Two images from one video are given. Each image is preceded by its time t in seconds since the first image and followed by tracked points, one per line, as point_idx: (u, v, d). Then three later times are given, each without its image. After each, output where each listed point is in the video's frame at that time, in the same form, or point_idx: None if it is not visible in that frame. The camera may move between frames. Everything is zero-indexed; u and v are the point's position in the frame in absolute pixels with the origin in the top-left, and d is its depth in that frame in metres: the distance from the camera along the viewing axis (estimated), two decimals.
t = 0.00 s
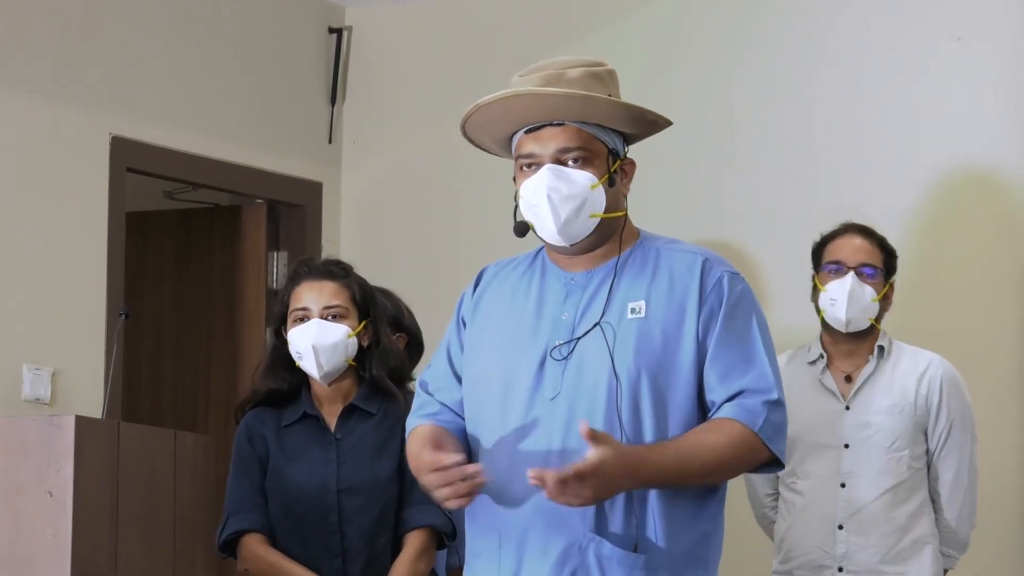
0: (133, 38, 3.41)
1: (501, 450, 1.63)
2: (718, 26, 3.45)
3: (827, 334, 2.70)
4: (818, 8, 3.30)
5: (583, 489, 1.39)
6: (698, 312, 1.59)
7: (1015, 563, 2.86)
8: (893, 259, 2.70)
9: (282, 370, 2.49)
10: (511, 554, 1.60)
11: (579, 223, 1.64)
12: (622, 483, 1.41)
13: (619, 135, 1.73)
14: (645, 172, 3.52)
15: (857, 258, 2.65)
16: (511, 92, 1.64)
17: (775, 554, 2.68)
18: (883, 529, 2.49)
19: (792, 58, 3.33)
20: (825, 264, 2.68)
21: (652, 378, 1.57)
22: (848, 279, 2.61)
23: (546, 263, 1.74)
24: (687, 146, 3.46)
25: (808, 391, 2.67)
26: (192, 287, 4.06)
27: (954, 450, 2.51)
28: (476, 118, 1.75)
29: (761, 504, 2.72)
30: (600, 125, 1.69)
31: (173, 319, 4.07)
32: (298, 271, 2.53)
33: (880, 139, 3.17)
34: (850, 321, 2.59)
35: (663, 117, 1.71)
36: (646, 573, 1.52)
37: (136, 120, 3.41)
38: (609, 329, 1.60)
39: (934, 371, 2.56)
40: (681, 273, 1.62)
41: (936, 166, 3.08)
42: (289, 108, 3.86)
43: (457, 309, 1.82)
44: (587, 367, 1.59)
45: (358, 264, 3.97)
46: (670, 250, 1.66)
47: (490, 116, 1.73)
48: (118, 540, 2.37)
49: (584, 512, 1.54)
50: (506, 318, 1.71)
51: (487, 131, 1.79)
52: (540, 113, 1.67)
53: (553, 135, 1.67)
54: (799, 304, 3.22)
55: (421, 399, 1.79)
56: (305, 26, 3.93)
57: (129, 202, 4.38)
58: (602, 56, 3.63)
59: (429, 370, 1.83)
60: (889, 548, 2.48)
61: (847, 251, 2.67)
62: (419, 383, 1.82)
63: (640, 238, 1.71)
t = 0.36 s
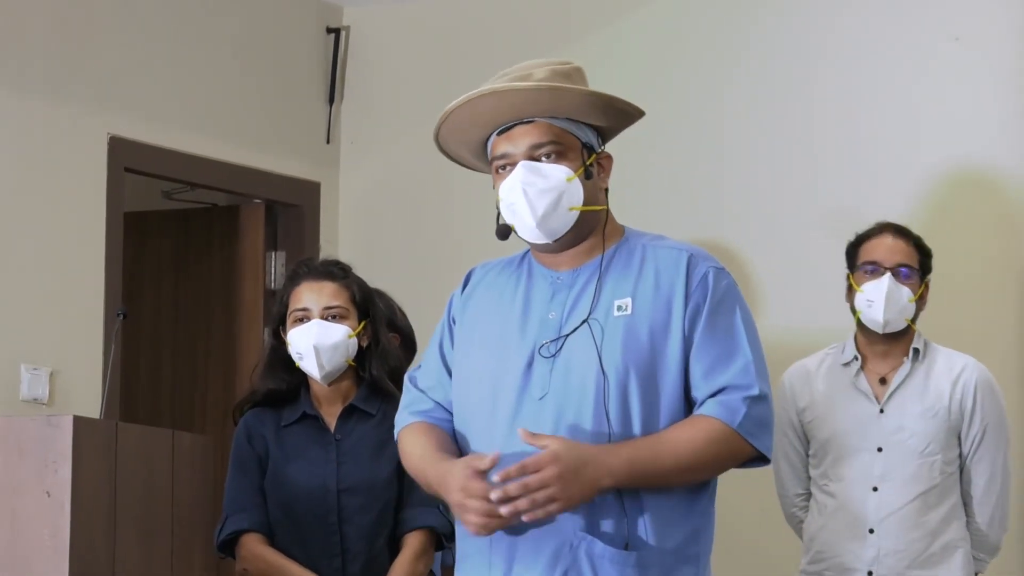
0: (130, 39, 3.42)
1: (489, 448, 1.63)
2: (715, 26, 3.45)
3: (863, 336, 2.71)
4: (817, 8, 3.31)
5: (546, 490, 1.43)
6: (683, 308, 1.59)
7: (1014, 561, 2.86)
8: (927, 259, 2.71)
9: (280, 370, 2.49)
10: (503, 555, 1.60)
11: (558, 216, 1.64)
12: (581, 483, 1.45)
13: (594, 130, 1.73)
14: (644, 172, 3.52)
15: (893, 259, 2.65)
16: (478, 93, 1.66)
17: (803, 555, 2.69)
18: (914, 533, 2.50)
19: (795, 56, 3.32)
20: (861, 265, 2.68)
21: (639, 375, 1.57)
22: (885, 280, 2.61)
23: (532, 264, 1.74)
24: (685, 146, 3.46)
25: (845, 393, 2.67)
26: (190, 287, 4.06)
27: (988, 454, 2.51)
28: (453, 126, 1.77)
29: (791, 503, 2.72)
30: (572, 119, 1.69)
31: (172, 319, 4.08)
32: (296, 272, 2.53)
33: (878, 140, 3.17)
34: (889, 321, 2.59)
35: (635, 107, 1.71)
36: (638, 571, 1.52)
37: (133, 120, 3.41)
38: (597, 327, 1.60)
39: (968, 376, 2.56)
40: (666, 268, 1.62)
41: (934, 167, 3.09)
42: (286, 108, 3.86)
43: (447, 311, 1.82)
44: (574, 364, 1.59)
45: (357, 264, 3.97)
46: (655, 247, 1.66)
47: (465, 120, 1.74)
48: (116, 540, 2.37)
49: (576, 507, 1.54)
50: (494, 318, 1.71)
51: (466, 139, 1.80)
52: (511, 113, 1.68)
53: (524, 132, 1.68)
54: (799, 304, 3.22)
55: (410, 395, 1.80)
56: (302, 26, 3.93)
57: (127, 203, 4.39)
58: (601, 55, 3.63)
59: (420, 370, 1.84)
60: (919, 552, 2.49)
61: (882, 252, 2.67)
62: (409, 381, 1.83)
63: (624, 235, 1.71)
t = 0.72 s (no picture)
0: (130, 40, 3.42)
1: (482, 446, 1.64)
2: (714, 26, 3.45)
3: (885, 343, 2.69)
4: (816, 9, 3.30)
5: (525, 490, 1.48)
6: (675, 305, 1.59)
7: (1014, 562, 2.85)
8: (953, 266, 2.67)
9: (280, 370, 2.48)
10: (498, 554, 1.60)
11: (548, 215, 1.64)
12: (559, 478, 1.48)
13: (588, 130, 1.72)
14: (644, 172, 3.51)
15: (920, 271, 2.62)
16: (468, 91, 1.67)
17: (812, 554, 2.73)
18: (914, 547, 2.52)
19: (795, 56, 3.32)
20: (886, 274, 2.65)
21: (631, 373, 1.57)
22: (910, 293, 2.58)
23: (525, 264, 1.74)
24: (685, 146, 3.45)
25: (858, 398, 2.68)
26: (190, 287, 4.07)
27: (997, 468, 2.49)
28: (445, 126, 1.79)
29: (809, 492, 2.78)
30: (564, 118, 1.68)
31: (172, 319, 4.08)
32: (296, 273, 2.53)
33: (877, 141, 3.17)
34: (911, 335, 2.58)
35: (630, 106, 1.70)
36: (631, 570, 1.51)
37: (132, 120, 3.41)
38: (588, 326, 1.60)
39: (980, 391, 2.54)
40: (659, 267, 1.62)
41: (933, 168, 3.09)
42: (285, 108, 3.86)
43: (442, 309, 1.82)
44: (566, 364, 1.59)
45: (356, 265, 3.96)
46: (648, 245, 1.65)
47: (457, 118, 1.74)
48: (115, 540, 2.36)
49: (569, 507, 1.54)
50: (487, 317, 1.71)
51: (461, 139, 1.81)
52: (501, 111, 1.68)
53: (514, 131, 1.68)
54: (799, 305, 3.22)
55: (407, 392, 1.79)
56: (301, 26, 3.93)
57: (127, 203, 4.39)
58: (600, 56, 3.63)
59: (415, 366, 1.84)
60: (918, 564, 2.51)
61: (909, 263, 2.63)
62: (404, 377, 1.82)
63: (618, 234, 1.70)
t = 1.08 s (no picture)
0: (123, 41, 3.42)
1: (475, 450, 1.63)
2: (705, 25, 3.45)
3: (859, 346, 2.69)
4: (803, 7, 3.31)
5: (522, 499, 1.47)
6: (670, 311, 1.58)
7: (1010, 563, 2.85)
8: (927, 271, 2.68)
9: (272, 370, 2.48)
10: (490, 557, 1.59)
11: (542, 216, 1.63)
12: (555, 486, 1.48)
13: (587, 132, 1.72)
14: (634, 172, 3.51)
15: (894, 273, 2.62)
16: (466, 91, 1.67)
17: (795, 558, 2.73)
18: (888, 545, 2.51)
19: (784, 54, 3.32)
20: (860, 277, 2.65)
21: (626, 378, 1.56)
22: (883, 296, 2.59)
23: (523, 262, 1.74)
24: (677, 145, 3.45)
25: (831, 402, 2.68)
26: (180, 286, 4.06)
27: (972, 467, 2.48)
28: (445, 124, 1.78)
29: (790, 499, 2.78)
30: (563, 120, 1.68)
31: (164, 318, 4.08)
32: (288, 273, 2.53)
33: (865, 139, 3.17)
34: (883, 337, 2.59)
35: (628, 109, 1.70)
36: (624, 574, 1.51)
37: (125, 120, 3.41)
38: (582, 330, 1.60)
39: (951, 390, 2.53)
40: (654, 270, 1.61)
41: (921, 167, 3.09)
42: (278, 108, 3.86)
43: (438, 310, 1.82)
44: (561, 367, 1.59)
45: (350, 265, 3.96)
46: (645, 247, 1.65)
47: (456, 118, 1.74)
48: (108, 539, 2.36)
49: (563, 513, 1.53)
50: (483, 319, 1.71)
51: (460, 137, 1.81)
52: (499, 112, 1.68)
53: (511, 131, 1.67)
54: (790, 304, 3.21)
55: (403, 396, 1.79)
56: (293, 26, 3.93)
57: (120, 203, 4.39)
58: (592, 56, 3.63)
59: (411, 369, 1.83)
60: (893, 563, 2.51)
61: (883, 267, 2.64)
62: (401, 381, 1.82)
63: (614, 236, 1.69)
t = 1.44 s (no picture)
0: (109, 41, 3.42)
1: (466, 449, 1.65)
2: (690, 26, 3.48)
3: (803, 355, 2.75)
4: (788, 9, 3.34)
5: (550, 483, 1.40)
6: (663, 312, 1.60)
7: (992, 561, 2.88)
8: (859, 276, 2.73)
9: (257, 370, 2.49)
10: (480, 558, 1.61)
11: (540, 214, 1.65)
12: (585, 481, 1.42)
13: (583, 132, 1.74)
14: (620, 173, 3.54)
15: (818, 282, 2.69)
16: (469, 84, 1.67)
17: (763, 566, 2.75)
18: (839, 545, 2.54)
19: (767, 56, 3.35)
20: (790, 288, 2.73)
21: (618, 378, 1.58)
22: (807, 306, 2.66)
23: (513, 263, 1.75)
24: (662, 146, 3.48)
25: (779, 412, 2.73)
26: (166, 287, 4.07)
27: (917, 461, 2.52)
28: (440, 116, 1.79)
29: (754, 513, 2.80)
30: (562, 118, 1.69)
31: (149, 318, 4.07)
32: (274, 272, 2.53)
33: (849, 139, 3.20)
34: (814, 344, 2.65)
35: (626, 111, 1.71)
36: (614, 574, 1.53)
37: (111, 119, 3.41)
38: (575, 331, 1.61)
39: (888, 390, 2.58)
40: (647, 271, 1.63)
41: (904, 168, 3.12)
42: (264, 108, 3.87)
43: (428, 310, 1.83)
44: (554, 367, 1.60)
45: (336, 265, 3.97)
46: (638, 247, 1.67)
47: (453, 110, 1.75)
48: (93, 538, 2.36)
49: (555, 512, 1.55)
50: (474, 319, 1.72)
51: (453, 130, 1.82)
52: (500, 106, 1.69)
53: (513, 126, 1.69)
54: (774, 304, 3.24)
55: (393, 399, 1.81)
56: (280, 26, 3.94)
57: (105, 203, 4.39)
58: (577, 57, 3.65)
59: (403, 374, 1.85)
60: (847, 563, 2.53)
61: (809, 276, 2.71)
62: (393, 386, 1.84)
63: (606, 236, 1.71)
